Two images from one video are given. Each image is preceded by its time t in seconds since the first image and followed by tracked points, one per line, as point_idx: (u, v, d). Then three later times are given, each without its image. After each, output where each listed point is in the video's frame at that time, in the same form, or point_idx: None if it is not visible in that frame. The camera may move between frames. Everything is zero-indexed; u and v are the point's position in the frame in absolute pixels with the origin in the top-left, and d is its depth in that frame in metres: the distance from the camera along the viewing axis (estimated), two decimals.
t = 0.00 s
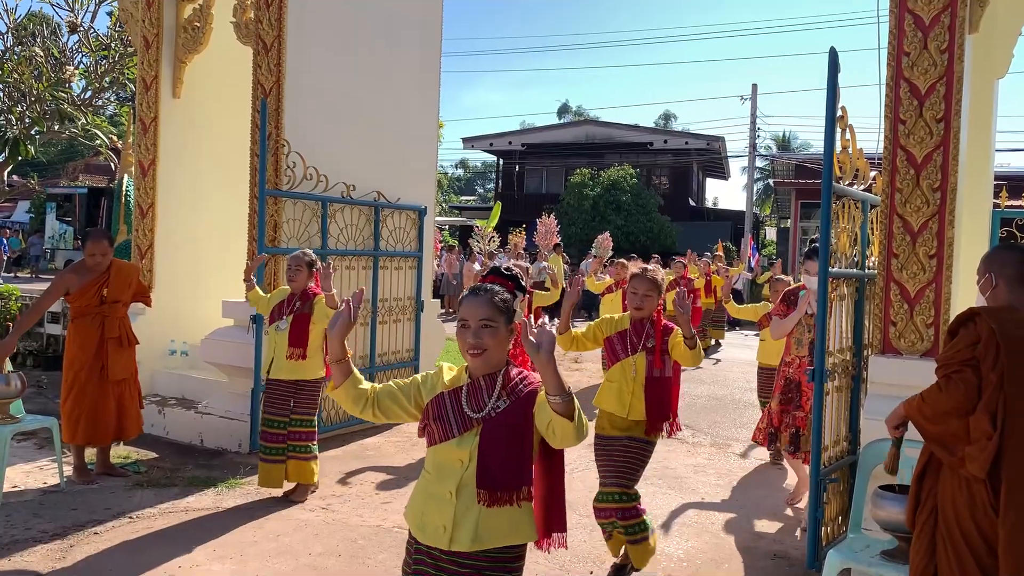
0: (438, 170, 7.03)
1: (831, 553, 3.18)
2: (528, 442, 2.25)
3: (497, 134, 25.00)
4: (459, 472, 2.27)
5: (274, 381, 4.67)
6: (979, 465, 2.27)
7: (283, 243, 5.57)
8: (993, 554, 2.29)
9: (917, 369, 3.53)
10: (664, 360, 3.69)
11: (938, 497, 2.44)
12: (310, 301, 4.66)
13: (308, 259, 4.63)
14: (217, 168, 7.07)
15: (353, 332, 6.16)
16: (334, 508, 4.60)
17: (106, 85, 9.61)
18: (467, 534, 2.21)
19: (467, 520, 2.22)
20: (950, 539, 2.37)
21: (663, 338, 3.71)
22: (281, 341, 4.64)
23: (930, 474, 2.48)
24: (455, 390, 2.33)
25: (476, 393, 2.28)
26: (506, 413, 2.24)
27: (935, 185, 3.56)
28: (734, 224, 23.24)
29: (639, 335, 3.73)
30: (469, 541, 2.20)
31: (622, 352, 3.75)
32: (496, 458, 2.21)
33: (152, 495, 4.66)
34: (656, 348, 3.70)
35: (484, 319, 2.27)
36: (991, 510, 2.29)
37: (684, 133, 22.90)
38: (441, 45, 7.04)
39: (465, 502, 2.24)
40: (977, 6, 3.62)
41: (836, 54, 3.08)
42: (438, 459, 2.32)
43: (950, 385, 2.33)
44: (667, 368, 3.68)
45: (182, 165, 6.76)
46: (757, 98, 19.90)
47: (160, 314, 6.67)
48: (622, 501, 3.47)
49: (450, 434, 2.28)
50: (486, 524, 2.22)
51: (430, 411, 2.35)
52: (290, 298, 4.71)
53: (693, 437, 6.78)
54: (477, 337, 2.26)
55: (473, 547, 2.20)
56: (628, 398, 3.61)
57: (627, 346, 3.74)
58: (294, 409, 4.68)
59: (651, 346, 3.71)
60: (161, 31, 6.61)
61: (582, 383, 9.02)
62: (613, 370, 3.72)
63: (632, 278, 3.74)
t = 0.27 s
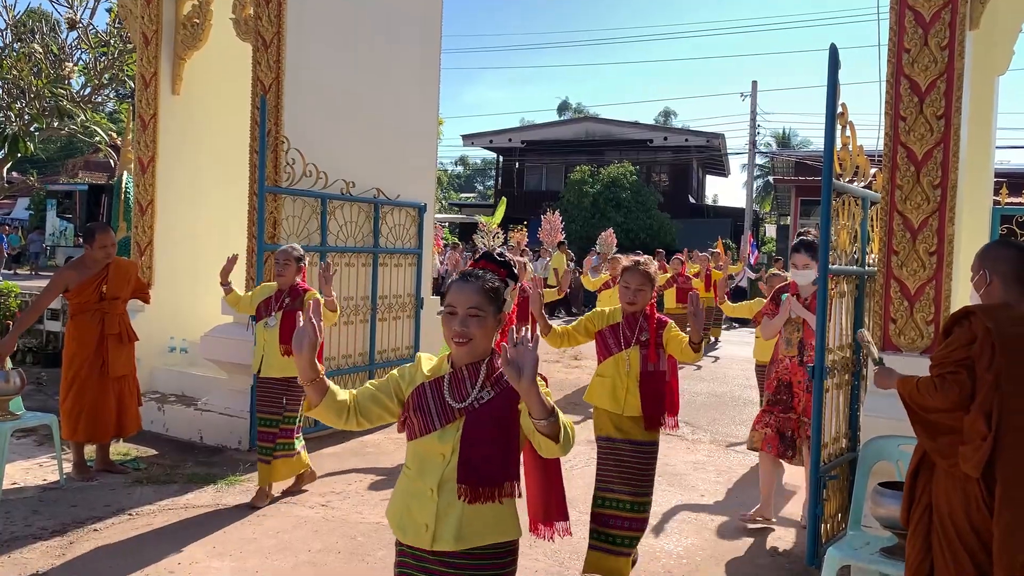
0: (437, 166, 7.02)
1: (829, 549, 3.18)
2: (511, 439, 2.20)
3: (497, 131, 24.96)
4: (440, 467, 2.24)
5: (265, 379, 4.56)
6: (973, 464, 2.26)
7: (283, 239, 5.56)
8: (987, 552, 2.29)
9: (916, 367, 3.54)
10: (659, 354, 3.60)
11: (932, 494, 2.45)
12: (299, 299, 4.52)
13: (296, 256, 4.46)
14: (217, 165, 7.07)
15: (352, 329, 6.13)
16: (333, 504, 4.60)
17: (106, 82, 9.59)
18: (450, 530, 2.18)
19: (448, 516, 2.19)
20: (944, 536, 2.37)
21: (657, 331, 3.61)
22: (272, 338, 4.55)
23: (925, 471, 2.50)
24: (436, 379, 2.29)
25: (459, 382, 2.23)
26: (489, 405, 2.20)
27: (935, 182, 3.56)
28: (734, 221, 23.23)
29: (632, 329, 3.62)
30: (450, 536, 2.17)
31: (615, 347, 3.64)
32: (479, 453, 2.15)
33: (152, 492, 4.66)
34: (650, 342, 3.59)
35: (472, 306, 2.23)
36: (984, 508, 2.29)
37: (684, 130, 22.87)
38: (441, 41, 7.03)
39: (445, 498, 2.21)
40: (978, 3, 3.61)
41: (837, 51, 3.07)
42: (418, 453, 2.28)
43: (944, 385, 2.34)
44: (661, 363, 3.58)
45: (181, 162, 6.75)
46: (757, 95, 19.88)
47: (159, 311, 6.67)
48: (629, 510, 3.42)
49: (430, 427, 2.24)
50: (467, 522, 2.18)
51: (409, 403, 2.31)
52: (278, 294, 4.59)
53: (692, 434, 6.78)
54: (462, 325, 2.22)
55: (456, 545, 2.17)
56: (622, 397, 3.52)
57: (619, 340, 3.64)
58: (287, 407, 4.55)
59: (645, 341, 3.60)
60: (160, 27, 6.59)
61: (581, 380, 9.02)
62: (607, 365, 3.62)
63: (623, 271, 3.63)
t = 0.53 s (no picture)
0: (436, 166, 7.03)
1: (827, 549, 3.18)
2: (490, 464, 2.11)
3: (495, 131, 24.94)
4: (419, 493, 2.10)
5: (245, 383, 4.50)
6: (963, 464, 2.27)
7: (281, 239, 5.54)
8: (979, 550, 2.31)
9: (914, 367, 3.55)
10: (651, 363, 3.50)
11: (925, 494, 2.45)
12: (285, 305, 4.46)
13: (284, 257, 4.41)
14: (215, 165, 7.07)
15: (348, 328, 6.18)
16: (332, 504, 4.60)
17: (104, 81, 9.58)
18: (434, 562, 2.04)
19: (433, 547, 2.05)
20: (939, 536, 2.38)
21: (650, 340, 3.50)
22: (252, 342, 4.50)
23: (915, 472, 2.50)
24: (413, 400, 2.17)
25: (436, 402, 2.13)
26: (467, 427, 2.10)
27: (933, 182, 3.56)
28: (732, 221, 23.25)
29: (624, 335, 3.50)
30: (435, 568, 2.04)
31: (607, 354, 3.51)
32: (456, 477, 2.06)
33: (150, 492, 4.66)
34: (643, 350, 3.48)
35: (456, 320, 2.12)
36: (976, 507, 2.30)
37: (682, 129, 22.88)
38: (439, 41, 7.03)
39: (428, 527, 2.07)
40: (976, 3, 3.62)
41: (835, 52, 3.07)
42: (394, 480, 2.14)
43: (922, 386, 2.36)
44: (654, 372, 3.48)
45: (179, 161, 6.74)
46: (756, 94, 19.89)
47: (157, 310, 6.66)
48: (621, 524, 3.32)
49: (407, 453, 2.11)
50: (451, 554, 2.05)
51: (385, 426, 2.18)
52: (262, 298, 4.50)
53: (691, 434, 6.80)
54: (445, 339, 2.11)
55: None
56: (615, 408, 3.40)
57: (611, 348, 3.50)
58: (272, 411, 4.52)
59: (636, 348, 3.48)
60: (159, 27, 6.58)
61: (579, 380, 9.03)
62: (598, 374, 3.50)
63: (615, 273, 3.53)
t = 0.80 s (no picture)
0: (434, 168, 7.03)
1: (826, 551, 3.18)
2: (455, 471, 1.98)
3: (494, 132, 24.93)
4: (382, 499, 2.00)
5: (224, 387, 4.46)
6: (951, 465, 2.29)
7: (279, 241, 5.53)
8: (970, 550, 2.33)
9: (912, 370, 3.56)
10: (643, 365, 3.49)
11: (918, 497, 2.46)
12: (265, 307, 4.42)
13: (262, 256, 4.41)
14: (213, 167, 7.07)
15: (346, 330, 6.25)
16: (330, 506, 4.59)
17: (102, 82, 9.57)
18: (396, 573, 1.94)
19: (395, 557, 1.96)
20: (933, 537, 2.39)
21: (642, 341, 3.49)
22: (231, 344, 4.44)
23: (908, 474, 2.51)
24: (376, 400, 2.07)
25: (401, 401, 2.03)
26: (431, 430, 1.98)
27: (932, 185, 3.57)
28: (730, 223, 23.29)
29: (615, 336, 3.48)
30: None
31: (598, 355, 3.48)
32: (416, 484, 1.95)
33: (148, 494, 4.65)
34: (635, 352, 3.47)
35: (411, 315, 2.03)
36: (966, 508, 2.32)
37: (680, 131, 22.90)
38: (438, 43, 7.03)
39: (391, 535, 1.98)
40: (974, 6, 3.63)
41: (834, 55, 3.07)
42: (358, 484, 2.05)
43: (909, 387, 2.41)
44: (645, 374, 3.48)
45: (178, 163, 6.74)
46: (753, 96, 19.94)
47: (155, 312, 6.65)
48: (607, 530, 3.32)
49: (370, 455, 2.02)
50: (415, 565, 1.95)
51: (348, 428, 2.10)
52: (242, 299, 4.48)
53: (689, 435, 6.80)
54: (402, 335, 2.02)
55: None
56: (605, 411, 3.39)
57: (602, 349, 3.48)
58: (251, 415, 4.49)
59: (626, 350, 3.47)
60: (157, 28, 6.57)
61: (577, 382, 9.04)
62: (588, 375, 3.48)
63: (606, 268, 3.48)
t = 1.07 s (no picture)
0: (432, 170, 7.03)
1: (823, 553, 3.19)
2: (405, 499, 1.85)
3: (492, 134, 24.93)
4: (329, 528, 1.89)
5: (195, 394, 4.29)
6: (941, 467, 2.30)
7: (278, 242, 5.54)
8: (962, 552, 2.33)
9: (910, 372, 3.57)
10: (630, 371, 3.38)
11: (912, 499, 2.46)
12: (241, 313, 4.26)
13: (236, 257, 4.26)
14: (211, 169, 7.08)
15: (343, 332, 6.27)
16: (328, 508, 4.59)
17: (100, 84, 9.58)
18: None
19: None
20: (927, 539, 2.39)
21: (630, 347, 3.38)
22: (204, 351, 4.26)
23: (903, 476, 2.52)
24: (328, 420, 1.96)
25: (354, 421, 1.91)
26: (384, 452, 1.86)
27: (929, 187, 3.58)
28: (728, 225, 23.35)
29: (600, 341, 3.41)
30: None
31: (582, 360, 3.41)
32: (363, 512, 1.83)
33: (146, 495, 4.64)
34: (621, 357, 3.38)
35: (355, 332, 1.93)
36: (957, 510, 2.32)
37: (678, 133, 22.94)
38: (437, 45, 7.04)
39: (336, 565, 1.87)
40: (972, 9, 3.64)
41: (831, 57, 3.08)
42: (308, 510, 1.94)
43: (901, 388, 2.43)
44: (631, 381, 3.38)
45: (175, 164, 6.74)
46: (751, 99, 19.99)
47: (153, 314, 6.65)
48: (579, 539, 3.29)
49: (318, 480, 1.90)
50: None
51: (300, 448, 1.97)
52: (219, 304, 4.31)
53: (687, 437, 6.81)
54: (347, 353, 1.92)
55: None
56: (588, 417, 3.31)
57: (586, 354, 3.41)
58: (218, 420, 4.34)
59: (611, 355, 3.39)
60: (155, 29, 6.57)
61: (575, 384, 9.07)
62: (572, 381, 3.42)
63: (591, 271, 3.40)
